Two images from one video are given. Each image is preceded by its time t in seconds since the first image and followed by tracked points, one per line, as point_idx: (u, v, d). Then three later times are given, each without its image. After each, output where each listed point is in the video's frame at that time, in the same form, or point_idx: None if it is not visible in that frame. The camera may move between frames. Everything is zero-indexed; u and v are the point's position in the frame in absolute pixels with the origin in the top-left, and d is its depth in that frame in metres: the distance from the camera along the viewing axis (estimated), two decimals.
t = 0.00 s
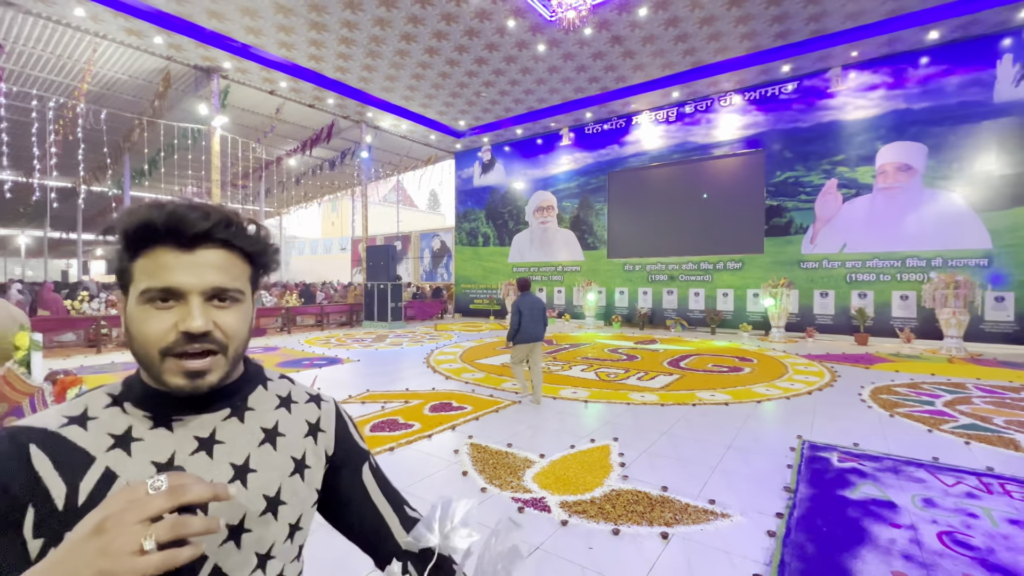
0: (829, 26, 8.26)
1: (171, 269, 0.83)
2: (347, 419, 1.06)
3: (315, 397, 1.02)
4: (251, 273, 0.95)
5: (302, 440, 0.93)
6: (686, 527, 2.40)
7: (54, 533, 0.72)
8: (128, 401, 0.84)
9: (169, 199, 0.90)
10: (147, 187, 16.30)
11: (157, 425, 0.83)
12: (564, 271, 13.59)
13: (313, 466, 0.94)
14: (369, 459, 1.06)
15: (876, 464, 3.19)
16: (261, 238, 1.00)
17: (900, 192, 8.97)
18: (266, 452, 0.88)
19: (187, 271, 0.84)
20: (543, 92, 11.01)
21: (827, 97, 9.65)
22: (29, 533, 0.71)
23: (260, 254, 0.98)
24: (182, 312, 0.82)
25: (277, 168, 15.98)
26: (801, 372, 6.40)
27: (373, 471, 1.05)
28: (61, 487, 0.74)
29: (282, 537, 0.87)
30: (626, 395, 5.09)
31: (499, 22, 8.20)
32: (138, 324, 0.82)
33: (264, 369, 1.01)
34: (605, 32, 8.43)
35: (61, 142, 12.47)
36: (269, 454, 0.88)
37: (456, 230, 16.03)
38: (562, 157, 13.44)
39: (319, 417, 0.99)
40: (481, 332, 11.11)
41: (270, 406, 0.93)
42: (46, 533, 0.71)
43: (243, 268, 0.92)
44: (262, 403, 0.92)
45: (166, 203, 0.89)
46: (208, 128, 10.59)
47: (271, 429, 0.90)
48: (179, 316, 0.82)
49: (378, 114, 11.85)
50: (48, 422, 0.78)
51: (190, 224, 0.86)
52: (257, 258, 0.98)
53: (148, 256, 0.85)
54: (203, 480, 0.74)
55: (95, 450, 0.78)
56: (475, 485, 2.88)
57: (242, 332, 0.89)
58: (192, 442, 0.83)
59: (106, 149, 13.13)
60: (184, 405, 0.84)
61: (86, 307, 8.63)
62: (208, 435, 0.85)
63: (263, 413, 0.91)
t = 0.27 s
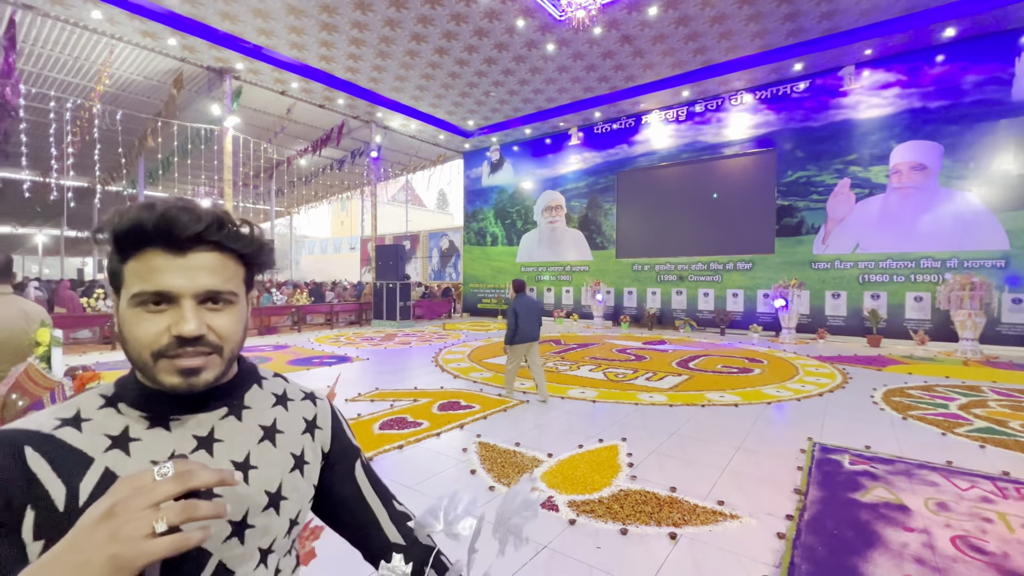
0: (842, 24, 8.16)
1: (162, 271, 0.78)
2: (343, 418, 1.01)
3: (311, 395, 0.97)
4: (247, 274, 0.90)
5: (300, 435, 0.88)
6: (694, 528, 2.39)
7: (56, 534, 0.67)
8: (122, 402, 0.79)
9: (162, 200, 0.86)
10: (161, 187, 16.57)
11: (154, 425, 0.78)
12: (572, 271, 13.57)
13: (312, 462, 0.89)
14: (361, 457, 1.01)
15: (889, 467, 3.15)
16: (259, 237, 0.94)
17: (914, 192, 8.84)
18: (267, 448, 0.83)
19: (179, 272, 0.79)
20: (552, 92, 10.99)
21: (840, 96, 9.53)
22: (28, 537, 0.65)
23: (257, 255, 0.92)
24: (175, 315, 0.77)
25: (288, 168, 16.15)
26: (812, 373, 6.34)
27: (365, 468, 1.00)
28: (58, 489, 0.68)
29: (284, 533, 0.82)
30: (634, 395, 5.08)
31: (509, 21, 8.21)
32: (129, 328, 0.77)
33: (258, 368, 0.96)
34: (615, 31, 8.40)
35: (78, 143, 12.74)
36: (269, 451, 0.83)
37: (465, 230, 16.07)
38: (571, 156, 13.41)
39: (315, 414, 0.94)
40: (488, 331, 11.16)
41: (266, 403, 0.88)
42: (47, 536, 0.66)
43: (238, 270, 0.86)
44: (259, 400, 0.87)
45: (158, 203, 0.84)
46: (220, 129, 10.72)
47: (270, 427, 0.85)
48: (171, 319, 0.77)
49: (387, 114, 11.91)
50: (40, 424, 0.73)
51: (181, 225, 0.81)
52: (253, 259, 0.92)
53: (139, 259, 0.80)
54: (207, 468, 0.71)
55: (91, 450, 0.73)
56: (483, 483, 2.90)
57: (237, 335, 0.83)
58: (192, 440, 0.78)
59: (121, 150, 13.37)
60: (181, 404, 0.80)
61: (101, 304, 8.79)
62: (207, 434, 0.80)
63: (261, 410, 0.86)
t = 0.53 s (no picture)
0: (859, 19, 8.02)
1: (134, 262, 0.75)
2: (330, 412, 0.97)
3: (294, 389, 0.94)
4: (224, 265, 0.87)
5: (285, 432, 0.85)
6: (706, 529, 2.36)
7: (27, 550, 0.63)
8: (93, 405, 0.75)
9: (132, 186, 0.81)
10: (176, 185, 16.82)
11: (129, 428, 0.74)
12: (582, 269, 13.51)
13: (299, 458, 0.85)
14: (349, 449, 0.97)
15: (905, 470, 3.10)
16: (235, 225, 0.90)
17: (933, 190, 8.66)
18: (251, 447, 0.80)
19: (153, 263, 0.75)
20: (563, 89, 10.95)
21: (857, 92, 9.37)
22: None
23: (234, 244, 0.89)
24: (149, 309, 0.74)
25: (300, 166, 16.30)
26: (825, 374, 6.25)
27: (354, 460, 0.96)
28: (27, 500, 0.65)
29: (274, 533, 0.79)
30: (644, 394, 5.05)
31: (520, 19, 8.18)
32: (98, 321, 0.74)
33: (237, 364, 0.92)
34: (626, 28, 8.34)
35: (96, 142, 12.97)
36: (254, 449, 0.80)
37: (474, 228, 16.09)
38: (581, 154, 13.36)
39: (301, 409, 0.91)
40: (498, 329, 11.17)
41: (248, 399, 0.84)
42: (16, 552, 0.62)
43: (215, 260, 0.83)
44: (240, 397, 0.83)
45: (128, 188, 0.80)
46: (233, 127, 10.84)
47: (253, 424, 0.82)
48: (145, 313, 0.74)
49: (398, 112, 11.96)
50: None
51: (155, 212, 0.77)
52: (230, 251, 0.89)
53: (107, 247, 0.76)
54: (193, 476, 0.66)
55: (61, 457, 0.69)
56: (493, 481, 2.90)
57: (215, 329, 0.81)
58: (170, 443, 0.75)
59: (137, 148, 13.60)
60: (157, 404, 0.77)
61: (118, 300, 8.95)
62: (187, 435, 0.77)
63: (243, 409, 0.82)
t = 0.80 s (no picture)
0: (882, 12, 7.82)
1: (69, 252, 0.66)
2: (296, 406, 0.93)
3: (257, 385, 0.89)
4: (175, 257, 0.79)
5: (250, 429, 0.80)
6: (721, 532, 2.33)
7: None
8: (24, 414, 0.68)
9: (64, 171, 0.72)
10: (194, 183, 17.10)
11: (67, 437, 0.68)
12: (595, 268, 13.42)
13: (267, 456, 0.81)
14: (321, 444, 0.93)
15: (928, 475, 3.01)
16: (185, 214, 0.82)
17: (958, 188, 8.42)
18: (212, 448, 0.75)
19: (91, 253, 0.67)
20: (576, 86, 10.87)
21: (878, 87, 9.15)
22: None
23: (185, 233, 0.81)
24: (89, 304, 0.66)
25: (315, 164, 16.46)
26: (844, 375, 6.13)
27: (328, 455, 0.92)
28: None
29: (244, 538, 0.75)
30: (658, 394, 5.00)
31: (533, 15, 8.14)
32: (30, 321, 0.65)
33: (190, 361, 0.86)
34: (641, 23, 8.24)
35: (117, 140, 13.25)
36: (216, 450, 0.76)
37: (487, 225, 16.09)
38: (594, 152, 13.26)
39: (266, 405, 0.86)
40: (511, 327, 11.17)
41: (205, 398, 0.79)
42: None
43: (164, 250, 0.75)
44: (198, 396, 0.78)
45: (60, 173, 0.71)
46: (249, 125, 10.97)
47: (214, 423, 0.77)
48: (85, 308, 0.66)
49: (411, 110, 11.99)
50: None
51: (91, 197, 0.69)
52: (183, 240, 0.81)
53: (36, 237, 0.67)
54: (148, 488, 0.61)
55: None
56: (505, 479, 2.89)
57: (166, 325, 0.73)
58: (118, 449, 0.69)
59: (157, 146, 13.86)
60: (101, 409, 0.70)
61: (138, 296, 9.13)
62: (137, 440, 0.71)
63: (202, 408, 0.78)
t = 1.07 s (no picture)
0: (910, 4, 7.59)
1: None
2: (259, 407, 0.89)
3: (214, 388, 0.85)
4: (112, 256, 0.74)
5: (207, 436, 0.77)
6: (742, 537, 2.27)
7: None
8: None
9: None
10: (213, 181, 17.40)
11: None
12: (609, 266, 13.31)
13: (228, 464, 0.78)
14: (288, 442, 0.89)
15: (958, 482, 2.91)
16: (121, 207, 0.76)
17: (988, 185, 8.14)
18: (164, 459, 0.72)
19: (10, 262, 0.62)
20: (592, 83, 10.78)
21: (904, 81, 8.89)
22: None
23: (123, 229, 0.76)
24: (12, 318, 0.61)
25: (331, 162, 16.61)
26: (867, 377, 5.98)
27: (295, 452, 0.88)
28: None
29: (206, 553, 0.71)
30: (674, 395, 4.93)
31: (549, 11, 8.09)
32: None
33: (134, 366, 0.82)
34: (659, 18, 8.13)
35: (140, 139, 13.53)
36: (169, 462, 0.72)
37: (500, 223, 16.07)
38: (609, 149, 13.14)
39: (225, 408, 0.83)
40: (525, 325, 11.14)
41: (155, 406, 0.75)
42: None
43: (97, 251, 0.70)
44: (144, 405, 0.74)
45: None
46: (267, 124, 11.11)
47: (165, 433, 0.73)
48: (7, 323, 0.61)
49: (426, 107, 12.02)
50: None
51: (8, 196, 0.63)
52: (121, 237, 0.76)
53: None
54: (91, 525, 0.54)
55: None
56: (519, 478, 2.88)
57: (103, 334, 0.69)
58: (52, 471, 0.65)
59: (178, 145, 14.13)
60: (30, 430, 0.65)
61: (160, 291, 9.32)
62: (75, 458, 0.67)
63: (151, 418, 0.74)
